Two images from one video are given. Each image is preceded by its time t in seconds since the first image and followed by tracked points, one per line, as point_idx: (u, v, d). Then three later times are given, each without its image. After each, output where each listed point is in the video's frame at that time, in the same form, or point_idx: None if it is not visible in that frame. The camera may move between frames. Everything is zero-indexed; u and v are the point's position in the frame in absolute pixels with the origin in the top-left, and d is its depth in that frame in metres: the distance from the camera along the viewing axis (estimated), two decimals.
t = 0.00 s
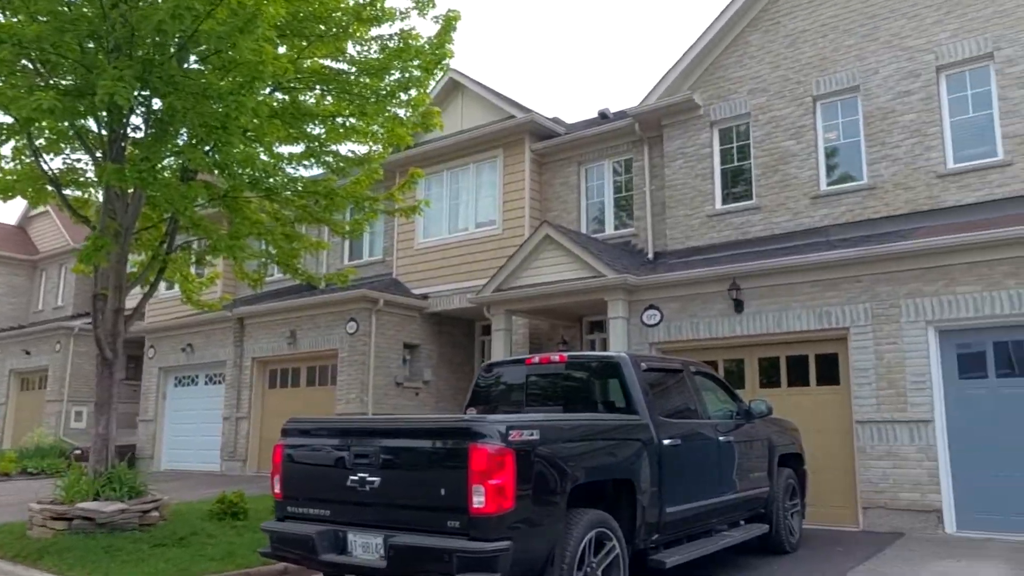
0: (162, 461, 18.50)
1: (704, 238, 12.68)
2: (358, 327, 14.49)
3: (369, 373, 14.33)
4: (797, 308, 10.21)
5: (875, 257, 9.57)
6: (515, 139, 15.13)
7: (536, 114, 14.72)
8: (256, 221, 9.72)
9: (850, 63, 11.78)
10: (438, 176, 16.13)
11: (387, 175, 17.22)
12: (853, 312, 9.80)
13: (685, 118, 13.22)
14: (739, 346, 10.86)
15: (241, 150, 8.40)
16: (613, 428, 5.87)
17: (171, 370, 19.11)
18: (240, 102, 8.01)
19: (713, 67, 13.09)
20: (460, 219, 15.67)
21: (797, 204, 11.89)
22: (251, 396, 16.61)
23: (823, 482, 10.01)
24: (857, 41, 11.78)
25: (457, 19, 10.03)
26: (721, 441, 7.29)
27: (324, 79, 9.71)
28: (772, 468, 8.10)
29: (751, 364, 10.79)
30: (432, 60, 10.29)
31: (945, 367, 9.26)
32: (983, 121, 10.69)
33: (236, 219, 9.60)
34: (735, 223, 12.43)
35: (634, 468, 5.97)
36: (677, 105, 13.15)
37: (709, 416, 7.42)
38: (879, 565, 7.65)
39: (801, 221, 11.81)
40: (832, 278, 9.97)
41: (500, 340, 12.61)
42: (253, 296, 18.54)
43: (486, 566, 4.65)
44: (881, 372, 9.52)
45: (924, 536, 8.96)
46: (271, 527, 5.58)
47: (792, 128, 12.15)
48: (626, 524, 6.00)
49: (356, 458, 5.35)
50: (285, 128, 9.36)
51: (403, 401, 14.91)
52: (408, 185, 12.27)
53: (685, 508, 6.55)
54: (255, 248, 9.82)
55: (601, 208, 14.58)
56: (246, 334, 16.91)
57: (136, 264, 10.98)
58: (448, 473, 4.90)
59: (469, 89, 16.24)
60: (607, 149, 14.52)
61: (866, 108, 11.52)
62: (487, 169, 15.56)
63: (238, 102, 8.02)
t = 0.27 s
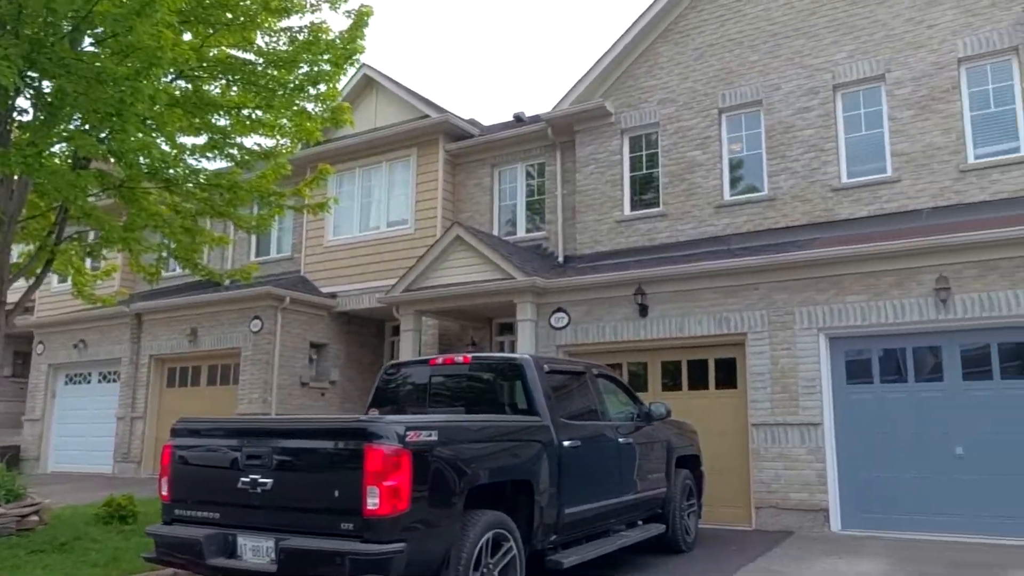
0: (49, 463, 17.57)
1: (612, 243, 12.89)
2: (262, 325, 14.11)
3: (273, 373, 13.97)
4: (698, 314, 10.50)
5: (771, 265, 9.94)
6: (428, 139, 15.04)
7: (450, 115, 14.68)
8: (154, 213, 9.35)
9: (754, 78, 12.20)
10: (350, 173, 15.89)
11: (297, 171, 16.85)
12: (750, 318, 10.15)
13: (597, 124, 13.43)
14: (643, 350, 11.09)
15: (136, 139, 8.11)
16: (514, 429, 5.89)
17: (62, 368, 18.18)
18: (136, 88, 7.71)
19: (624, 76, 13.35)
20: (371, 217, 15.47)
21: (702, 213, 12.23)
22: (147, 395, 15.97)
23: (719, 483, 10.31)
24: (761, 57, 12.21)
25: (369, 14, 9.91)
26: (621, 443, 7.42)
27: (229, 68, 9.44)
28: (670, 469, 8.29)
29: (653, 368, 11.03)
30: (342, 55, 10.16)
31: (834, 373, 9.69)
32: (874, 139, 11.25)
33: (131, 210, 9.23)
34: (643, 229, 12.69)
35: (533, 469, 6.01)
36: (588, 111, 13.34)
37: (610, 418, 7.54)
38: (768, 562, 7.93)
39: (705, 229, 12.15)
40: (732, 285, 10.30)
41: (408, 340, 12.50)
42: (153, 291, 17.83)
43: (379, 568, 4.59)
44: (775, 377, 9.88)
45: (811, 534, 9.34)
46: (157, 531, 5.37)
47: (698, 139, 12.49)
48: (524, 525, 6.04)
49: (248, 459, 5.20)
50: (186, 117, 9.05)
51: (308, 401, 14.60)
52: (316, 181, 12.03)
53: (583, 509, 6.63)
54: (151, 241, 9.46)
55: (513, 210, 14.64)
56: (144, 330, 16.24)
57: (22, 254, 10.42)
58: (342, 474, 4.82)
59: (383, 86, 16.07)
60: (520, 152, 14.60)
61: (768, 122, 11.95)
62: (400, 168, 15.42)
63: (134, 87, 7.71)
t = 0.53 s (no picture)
0: None
1: (519, 246, 12.96)
2: (156, 322, 13.54)
3: (166, 372, 13.42)
4: (601, 317, 10.68)
5: (672, 271, 10.21)
6: (337, 135, 14.78)
7: (360, 111, 14.46)
8: (39, 200, 8.88)
9: (660, 89, 12.50)
10: (255, 166, 15.46)
11: (198, 161, 16.27)
12: (651, 323, 10.39)
13: (507, 127, 13.49)
14: (546, 352, 11.19)
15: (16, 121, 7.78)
16: (411, 430, 5.84)
17: None
18: (16, 66, 7.27)
19: (535, 80, 13.45)
20: (275, 213, 15.08)
21: (607, 218, 12.43)
22: (29, 393, 15.11)
23: (617, 484, 10.49)
24: (667, 68, 12.52)
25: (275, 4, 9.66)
26: (521, 444, 7.45)
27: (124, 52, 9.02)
28: (568, 471, 8.38)
29: (556, 370, 11.14)
30: (246, 44, 9.86)
31: (728, 376, 10.02)
32: (772, 152, 11.69)
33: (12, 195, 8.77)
34: (549, 233, 12.81)
35: (430, 470, 5.97)
36: (499, 114, 13.38)
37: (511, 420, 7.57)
38: (661, 561, 8.11)
39: (610, 235, 12.36)
40: (634, 290, 10.52)
41: (310, 339, 12.24)
42: (38, 283, 16.88)
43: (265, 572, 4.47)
44: (673, 380, 10.14)
45: (703, 533, 9.62)
46: (27, 536, 5.08)
47: (605, 145, 12.70)
48: (419, 527, 5.99)
49: (129, 460, 4.98)
50: (74, 101, 8.70)
51: (204, 401, 14.10)
52: (216, 173, 11.64)
53: (481, 510, 6.63)
54: (34, 232, 9.13)
55: (422, 210, 14.54)
56: (27, 325, 15.35)
57: None
58: (229, 475, 4.67)
59: (291, 79, 15.71)
60: (430, 152, 14.52)
61: (672, 132, 12.27)
62: (307, 163, 15.10)
63: (14, 65, 7.27)
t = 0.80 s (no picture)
0: None
1: (419, 245, 12.84)
2: (28, 314, 12.68)
3: (38, 368, 12.60)
4: (498, 319, 10.69)
5: (569, 275, 10.33)
6: (232, 124, 14.27)
7: (257, 101, 14.01)
8: None
9: (563, 94, 12.64)
10: (143, 153, 14.74)
11: (81, 145, 15.39)
12: (548, 325, 10.47)
13: (409, 125, 13.34)
14: (443, 353, 11.11)
15: None
16: (298, 431, 5.66)
17: None
18: None
19: (439, 79, 13.37)
20: (164, 203, 14.42)
21: (508, 221, 12.46)
22: None
23: (510, 486, 10.51)
24: (570, 74, 12.68)
25: None
26: (414, 445, 7.36)
27: None
28: (461, 472, 8.33)
29: (453, 371, 11.07)
30: (133, 23, 9.37)
31: (621, 379, 10.20)
32: (668, 162, 12.00)
33: None
34: (450, 233, 12.74)
35: (317, 472, 5.80)
36: (402, 111, 13.23)
37: (404, 420, 7.47)
38: (551, 562, 8.17)
39: (510, 237, 12.39)
40: (532, 292, 10.59)
41: (197, 336, 11.75)
42: None
43: None
44: (568, 383, 10.25)
45: (593, 534, 9.75)
46: None
47: (508, 148, 12.74)
48: (303, 530, 5.82)
49: None
50: None
51: (80, 399, 13.33)
52: (100, 159, 11.03)
53: (370, 512, 6.50)
54: None
55: (320, 206, 14.21)
56: None
57: None
58: (95, 477, 4.41)
59: (185, 64, 15.07)
60: (330, 147, 14.21)
61: (574, 137, 12.42)
62: (199, 152, 14.51)
63: None
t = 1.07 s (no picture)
0: None
1: (317, 241, 12.51)
2: None
3: None
4: (397, 318, 10.52)
5: (470, 275, 10.27)
6: (120, 108, 13.53)
7: (148, 85, 13.35)
8: None
9: (468, 94, 12.58)
10: (19, 134, 13.80)
11: None
12: (447, 326, 10.38)
13: (310, 118, 12.99)
14: (339, 352, 10.84)
15: None
16: (179, 432, 5.38)
17: None
18: None
19: (343, 72, 13.08)
20: (42, 188, 13.53)
21: (409, 219, 12.29)
22: None
23: (404, 489, 10.34)
24: (476, 75, 12.63)
25: None
26: (305, 447, 7.13)
27: None
28: (354, 475, 8.13)
29: (349, 371, 10.82)
30: None
31: (519, 381, 10.21)
32: (571, 166, 12.11)
33: None
34: (349, 230, 12.47)
35: (200, 475, 5.52)
36: (303, 103, 12.87)
37: (295, 421, 7.23)
38: (443, 566, 8.07)
39: (411, 236, 12.22)
40: (432, 292, 10.47)
41: (74, 330, 11.06)
42: None
43: None
44: (465, 384, 10.18)
45: (487, 537, 9.71)
46: None
47: (411, 145, 12.57)
48: (182, 536, 5.54)
49: None
50: None
51: None
52: None
53: (256, 517, 6.24)
54: None
55: (213, 197, 13.65)
56: None
57: None
58: None
59: (69, 42, 14.21)
60: (226, 137, 13.67)
61: (478, 138, 12.38)
62: (82, 136, 13.69)
63: None
